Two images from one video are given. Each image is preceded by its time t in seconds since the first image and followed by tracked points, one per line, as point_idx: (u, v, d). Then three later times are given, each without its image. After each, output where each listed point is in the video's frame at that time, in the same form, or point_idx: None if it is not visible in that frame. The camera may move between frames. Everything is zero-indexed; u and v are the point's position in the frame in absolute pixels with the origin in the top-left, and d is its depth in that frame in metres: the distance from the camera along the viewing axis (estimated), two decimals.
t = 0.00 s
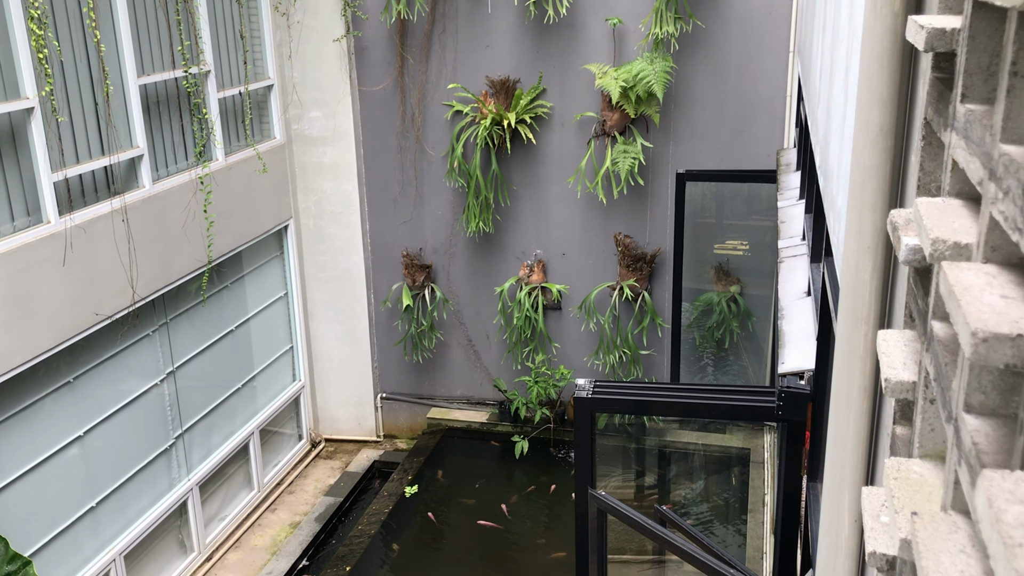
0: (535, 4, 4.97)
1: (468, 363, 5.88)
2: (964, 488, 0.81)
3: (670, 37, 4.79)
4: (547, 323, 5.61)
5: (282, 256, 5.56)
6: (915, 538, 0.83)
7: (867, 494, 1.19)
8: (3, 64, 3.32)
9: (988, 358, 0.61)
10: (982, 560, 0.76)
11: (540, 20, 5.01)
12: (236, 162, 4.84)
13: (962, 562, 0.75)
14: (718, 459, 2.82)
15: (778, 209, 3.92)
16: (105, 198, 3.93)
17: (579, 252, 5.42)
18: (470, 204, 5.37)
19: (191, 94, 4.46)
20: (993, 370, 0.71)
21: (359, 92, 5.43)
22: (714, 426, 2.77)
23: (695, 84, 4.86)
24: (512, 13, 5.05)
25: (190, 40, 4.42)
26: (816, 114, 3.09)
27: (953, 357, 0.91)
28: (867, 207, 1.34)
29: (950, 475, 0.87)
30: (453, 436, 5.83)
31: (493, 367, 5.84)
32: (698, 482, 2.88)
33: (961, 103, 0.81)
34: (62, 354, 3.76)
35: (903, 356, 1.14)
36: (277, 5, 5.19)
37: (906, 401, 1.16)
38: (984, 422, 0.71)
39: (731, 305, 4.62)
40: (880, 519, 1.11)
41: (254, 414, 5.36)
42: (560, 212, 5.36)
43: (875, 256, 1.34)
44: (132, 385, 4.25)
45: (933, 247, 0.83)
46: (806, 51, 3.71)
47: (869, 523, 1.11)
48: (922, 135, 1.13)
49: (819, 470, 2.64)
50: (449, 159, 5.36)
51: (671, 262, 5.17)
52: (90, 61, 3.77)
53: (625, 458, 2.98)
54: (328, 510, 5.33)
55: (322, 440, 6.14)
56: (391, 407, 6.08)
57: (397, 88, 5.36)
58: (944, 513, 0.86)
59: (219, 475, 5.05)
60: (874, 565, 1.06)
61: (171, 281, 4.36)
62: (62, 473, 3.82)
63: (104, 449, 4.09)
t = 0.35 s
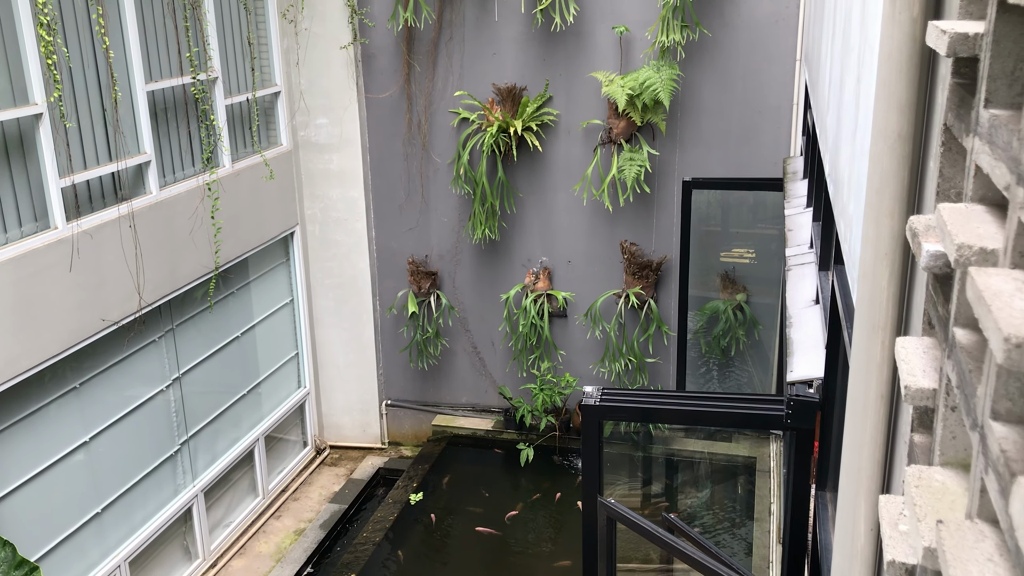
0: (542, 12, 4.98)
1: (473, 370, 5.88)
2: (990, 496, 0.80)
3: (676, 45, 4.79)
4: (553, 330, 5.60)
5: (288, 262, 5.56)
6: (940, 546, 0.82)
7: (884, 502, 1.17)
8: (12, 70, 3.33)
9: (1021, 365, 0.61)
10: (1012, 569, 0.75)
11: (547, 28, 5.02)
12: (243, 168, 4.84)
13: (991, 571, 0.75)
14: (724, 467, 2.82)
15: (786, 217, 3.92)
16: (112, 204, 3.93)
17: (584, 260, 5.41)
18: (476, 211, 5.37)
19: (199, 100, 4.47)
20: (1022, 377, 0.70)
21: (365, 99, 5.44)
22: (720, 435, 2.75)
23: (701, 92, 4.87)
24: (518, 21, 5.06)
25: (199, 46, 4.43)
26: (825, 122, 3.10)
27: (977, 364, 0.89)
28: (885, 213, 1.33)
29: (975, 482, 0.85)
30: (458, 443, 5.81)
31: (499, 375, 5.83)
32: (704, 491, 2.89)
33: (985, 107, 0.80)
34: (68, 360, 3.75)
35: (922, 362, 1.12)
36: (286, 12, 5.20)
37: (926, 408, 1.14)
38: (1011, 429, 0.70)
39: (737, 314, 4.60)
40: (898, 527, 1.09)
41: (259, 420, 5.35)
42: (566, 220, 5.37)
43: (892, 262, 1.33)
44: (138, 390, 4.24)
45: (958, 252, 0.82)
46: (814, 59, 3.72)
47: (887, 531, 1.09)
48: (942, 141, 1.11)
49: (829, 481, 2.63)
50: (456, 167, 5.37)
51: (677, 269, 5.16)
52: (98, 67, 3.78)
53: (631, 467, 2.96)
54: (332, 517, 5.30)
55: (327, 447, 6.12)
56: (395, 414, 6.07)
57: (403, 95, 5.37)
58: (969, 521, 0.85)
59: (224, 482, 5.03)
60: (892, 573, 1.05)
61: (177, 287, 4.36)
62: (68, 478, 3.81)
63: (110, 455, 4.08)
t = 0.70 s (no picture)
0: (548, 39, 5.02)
1: (479, 396, 5.86)
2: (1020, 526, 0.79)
3: (682, 72, 4.84)
4: (558, 356, 5.59)
5: (294, 287, 5.56)
6: None
7: (904, 528, 1.15)
8: (24, 97, 3.37)
9: None
10: None
11: (553, 55, 5.06)
12: (252, 194, 4.87)
13: None
14: (731, 494, 2.81)
15: (792, 242, 3.94)
16: (121, 229, 3.95)
17: (591, 285, 5.42)
18: (482, 236, 5.37)
19: (208, 126, 4.49)
20: None
21: (373, 125, 5.47)
22: (726, 462, 2.74)
23: (707, 118, 4.91)
24: (525, 48, 5.10)
25: (209, 73, 4.46)
26: (833, 149, 3.11)
27: (1002, 392, 0.87)
28: (902, 238, 1.29)
29: (1003, 511, 0.84)
30: (464, 468, 5.77)
31: (504, 401, 5.81)
32: (711, 517, 2.88)
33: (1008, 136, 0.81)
34: (75, 384, 3.75)
35: (943, 390, 1.09)
36: (294, 39, 5.24)
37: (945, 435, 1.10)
38: None
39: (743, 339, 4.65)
40: (919, 556, 1.07)
41: (264, 446, 5.33)
42: (572, 245, 5.38)
43: (910, 288, 1.29)
44: (144, 415, 4.23)
45: (983, 279, 0.80)
46: (820, 86, 3.75)
47: (908, 561, 1.07)
48: (959, 167, 1.08)
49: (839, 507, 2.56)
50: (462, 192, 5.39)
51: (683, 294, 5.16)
52: (108, 94, 3.81)
53: (638, 492, 2.94)
54: (338, 543, 5.25)
55: (331, 472, 6.09)
56: (401, 440, 6.04)
57: (410, 121, 5.40)
58: (1000, 552, 0.83)
59: (229, 507, 5.00)
60: None
61: (185, 311, 4.36)
62: (73, 504, 3.79)
63: (115, 480, 4.06)
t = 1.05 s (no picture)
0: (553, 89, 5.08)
1: (485, 445, 5.80)
2: None
3: (687, 121, 4.89)
4: (565, 404, 5.55)
5: (300, 335, 5.55)
6: None
7: None
8: (36, 147, 3.42)
9: None
10: None
11: (559, 105, 5.12)
12: (260, 242, 4.89)
13: None
14: (741, 544, 2.76)
15: (799, 289, 3.94)
16: (129, 277, 3.96)
17: (597, 332, 5.40)
18: (489, 283, 5.39)
19: (216, 175, 4.52)
20: None
21: (380, 174, 5.52)
22: (736, 512, 2.68)
23: (712, 167, 4.95)
24: (530, 98, 5.16)
25: (219, 123, 4.51)
26: (841, 197, 3.13)
27: None
28: (917, 289, 1.24)
29: None
30: (470, 519, 5.68)
31: (511, 450, 5.75)
32: (720, 567, 2.86)
33: None
34: (79, 433, 3.72)
35: (966, 441, 0.99)
36: (303, 90, 5.30)
37: (968, 489, 1.01)
38: None
39: (751, 387, 4.64)
40: None
41: (268, 495, 5.26)
42: (578, 292, 5.38)
43: (926, 339, 1.24)
44: (148, 465, 4.19)
45: (1008, 332, 0.76)
46: (826, 134, 3.79)
47: None
48: (975, 218, 1.03)
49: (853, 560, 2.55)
50: (468, 240, 5.41)
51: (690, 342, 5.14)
52: (119, 143, 3.85)
53: (646, 543, 2.91)
54: None
55: (336, 522, 6.01)
56: (406, 489, 5.97)
57: (417, 170, 5.46)
58: None
59: (232, 558, 4.92)
60: None
61: (191, 359, 4.35)
62: (74, 555, 3.73)
63: (118, 530, 4.00)
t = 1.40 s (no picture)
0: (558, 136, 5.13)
1: (489, 492, 5.73)
2: None
3: (690, 167, 4.93)
4: (571, 451, 5.50)
5: (305, 381, 5.53)
6: None
7: None
8: (45, 194, 3.46)
9: None
10: None
11: (563, 151, 5.17)
12: (265, 288, 4.90)
13: None
14: None
15: (806, 335, 3.92)
16: (135, 322, 3.96)
17: (603, 378, 5.38)
18: (493, 328, 5.38)
19: (223, 222, 4.55)
20: None
21: (385, 220, 5.56)
22: (744, 561, 2.67)
23: (716, 212, 4.97)
24: (535, 145, 5.22)
25: (226, 170, 4.55)
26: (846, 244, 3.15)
27: None
28: (927, 337, 1.21)
29: None
30: (475, 568, 5.61)
31: (515, 497, 5.68)
32: None
33: None
34: (82, 480, 3.69)
35: (981, 493, 0.96)
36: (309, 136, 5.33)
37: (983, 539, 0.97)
38: None
39: (757, 434, 4.64)
40: None
41: (270, 543, 5.18)
42: (584, 338, 5.36)
43: (936, 389, 1.21)
44: (150, 512, 4.14)
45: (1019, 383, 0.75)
46: (829, 180, 3.81)
47: None
48: (983, 266, 1.02)
49: None
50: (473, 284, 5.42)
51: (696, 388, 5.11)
52: (126, 190, 3.88)
53: None
54: None
55: (339, 571, 5.88)
56: (410, 538, 5.89)
57: (422, 216, 5.49)
58: None
59: None
60: None
61: (195, 406, 4.33)
62: None
63: None
